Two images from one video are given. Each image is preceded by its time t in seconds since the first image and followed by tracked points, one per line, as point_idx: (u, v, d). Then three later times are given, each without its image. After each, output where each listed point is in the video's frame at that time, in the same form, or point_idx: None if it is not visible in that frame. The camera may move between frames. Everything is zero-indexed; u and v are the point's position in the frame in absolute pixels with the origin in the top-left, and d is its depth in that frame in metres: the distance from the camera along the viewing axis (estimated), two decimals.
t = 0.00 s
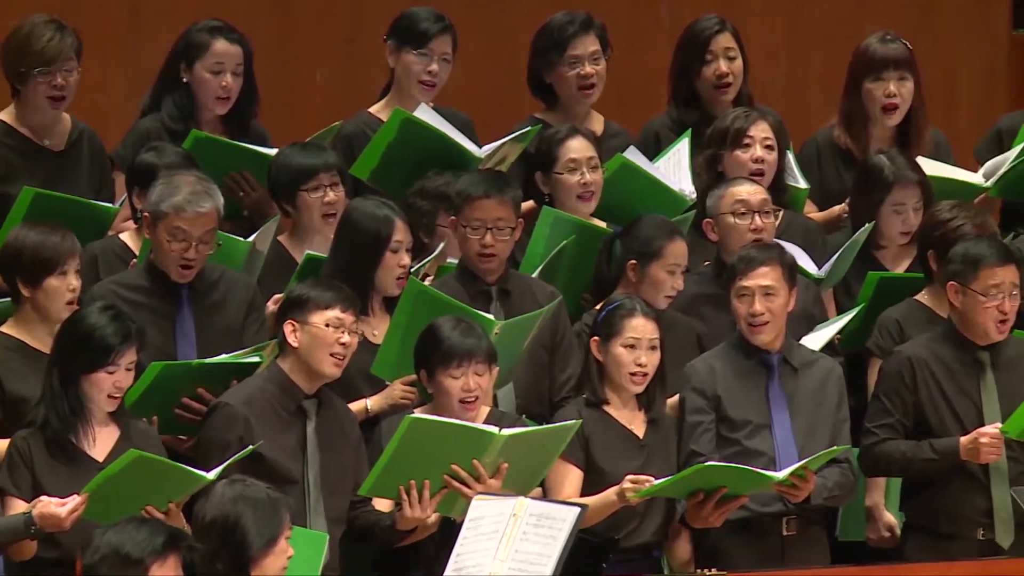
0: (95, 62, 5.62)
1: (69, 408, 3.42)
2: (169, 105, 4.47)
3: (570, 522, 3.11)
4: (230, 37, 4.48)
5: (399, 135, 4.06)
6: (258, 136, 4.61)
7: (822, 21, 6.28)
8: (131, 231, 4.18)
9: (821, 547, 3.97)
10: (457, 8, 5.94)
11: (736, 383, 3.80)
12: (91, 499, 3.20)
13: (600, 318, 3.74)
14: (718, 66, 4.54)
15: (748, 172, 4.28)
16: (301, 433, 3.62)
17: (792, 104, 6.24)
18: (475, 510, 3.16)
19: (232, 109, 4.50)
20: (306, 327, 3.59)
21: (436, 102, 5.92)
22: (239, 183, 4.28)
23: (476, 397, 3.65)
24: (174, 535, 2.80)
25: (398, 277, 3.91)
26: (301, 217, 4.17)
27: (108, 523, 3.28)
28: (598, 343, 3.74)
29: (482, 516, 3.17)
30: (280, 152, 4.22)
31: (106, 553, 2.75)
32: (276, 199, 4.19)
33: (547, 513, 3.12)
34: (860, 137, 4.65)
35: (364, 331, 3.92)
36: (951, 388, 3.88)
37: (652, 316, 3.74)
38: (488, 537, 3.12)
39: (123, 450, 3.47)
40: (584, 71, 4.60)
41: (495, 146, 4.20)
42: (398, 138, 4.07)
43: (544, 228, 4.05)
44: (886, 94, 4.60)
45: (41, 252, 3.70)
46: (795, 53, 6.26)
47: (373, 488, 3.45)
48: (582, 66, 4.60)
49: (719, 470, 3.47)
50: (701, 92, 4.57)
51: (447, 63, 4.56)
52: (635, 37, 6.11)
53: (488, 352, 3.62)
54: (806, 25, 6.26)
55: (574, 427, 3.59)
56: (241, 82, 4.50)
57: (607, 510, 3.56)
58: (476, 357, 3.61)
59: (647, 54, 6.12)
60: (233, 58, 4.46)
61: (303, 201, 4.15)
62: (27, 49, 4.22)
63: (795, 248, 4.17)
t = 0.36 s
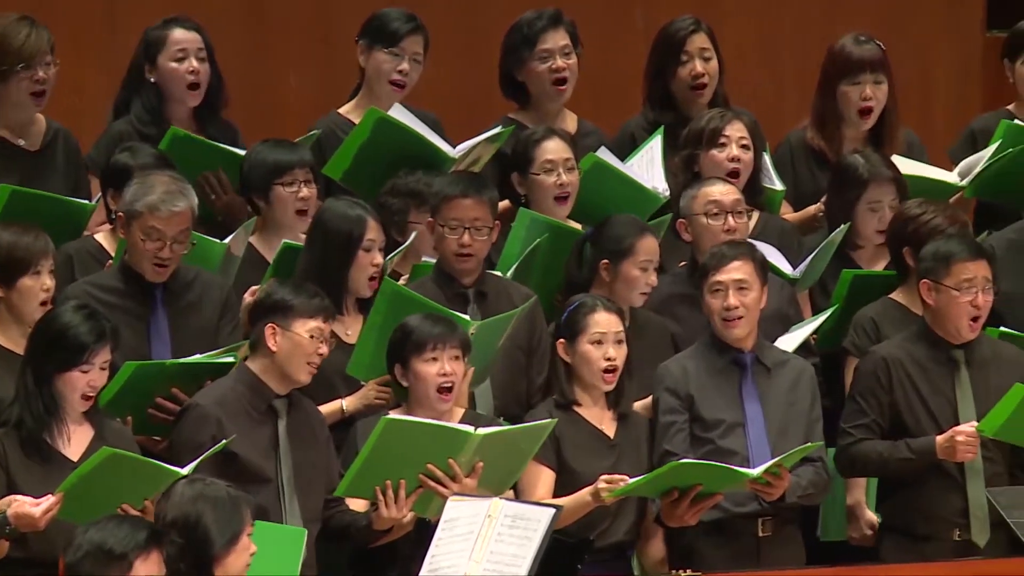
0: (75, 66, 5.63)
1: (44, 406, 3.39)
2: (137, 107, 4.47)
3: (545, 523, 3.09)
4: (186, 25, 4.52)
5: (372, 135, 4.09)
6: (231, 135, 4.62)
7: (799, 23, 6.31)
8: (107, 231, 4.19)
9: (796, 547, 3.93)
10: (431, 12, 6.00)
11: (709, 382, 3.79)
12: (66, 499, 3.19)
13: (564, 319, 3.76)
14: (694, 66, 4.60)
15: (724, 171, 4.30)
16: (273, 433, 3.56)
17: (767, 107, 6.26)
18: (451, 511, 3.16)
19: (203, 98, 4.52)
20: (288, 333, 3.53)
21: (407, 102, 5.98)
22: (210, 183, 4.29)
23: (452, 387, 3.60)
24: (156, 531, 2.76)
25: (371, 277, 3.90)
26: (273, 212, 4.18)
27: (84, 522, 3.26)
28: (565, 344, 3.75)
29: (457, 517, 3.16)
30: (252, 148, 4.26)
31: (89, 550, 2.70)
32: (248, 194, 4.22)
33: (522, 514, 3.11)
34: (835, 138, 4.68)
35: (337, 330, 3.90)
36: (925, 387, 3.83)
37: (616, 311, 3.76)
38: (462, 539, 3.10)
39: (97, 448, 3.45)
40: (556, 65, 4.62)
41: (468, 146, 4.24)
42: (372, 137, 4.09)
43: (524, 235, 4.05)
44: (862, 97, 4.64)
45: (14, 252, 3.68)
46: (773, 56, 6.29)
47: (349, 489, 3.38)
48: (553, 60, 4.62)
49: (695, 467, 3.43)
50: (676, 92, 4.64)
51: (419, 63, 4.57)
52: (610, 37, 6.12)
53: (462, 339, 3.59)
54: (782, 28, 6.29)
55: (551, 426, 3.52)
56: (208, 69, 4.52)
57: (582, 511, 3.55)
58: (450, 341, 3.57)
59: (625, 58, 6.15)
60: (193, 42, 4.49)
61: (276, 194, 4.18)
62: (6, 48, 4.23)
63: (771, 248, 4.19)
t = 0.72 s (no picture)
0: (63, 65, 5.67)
1: (23, 411, 3.37)
2: (116, 110, 4.47)
3: (528, 524, 3.07)
4: (162, 26, 4.53)
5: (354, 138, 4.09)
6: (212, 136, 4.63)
7: (787, 25, 6.32)
8: (89, 232, 4.17)
9: (779, 548, 3.93)
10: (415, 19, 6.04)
11: (691, 383, 3.78)
12: (48, 501, 3.15)
13: (539, 324, 3.76)
14: (676, 65, 4.68)
15: (707, 175, 4.32)
16: (250, 434, 3.55)
17: (752, 108, 6.27)
18: (434, 513, 3.14)
19: (182, 98, 4.54)
20: (266, 333, 3.53)
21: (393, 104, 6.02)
22: (186, 193, 4.28)
23: (434, 382, 3.58)
24: (142, 532, 2.74)
25: (347, 276, 3.90)
26: (258, 212, 4.18)
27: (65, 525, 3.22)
28: (542, 349, 3.75)
29: (440, 518, 3.15)
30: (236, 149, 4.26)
31: (75, 551, 2.69)
32: (233, 195, 4.21)
33: (504, 515, 3.10)
34: (818, 138, 4.70)
35: (314, 329, 3.89)
36: (907, 387, 3.81)
37: (590, 313, 3.77)
38: (446, 541, 3.09)
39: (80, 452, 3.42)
40: (550, 76, 4.65)
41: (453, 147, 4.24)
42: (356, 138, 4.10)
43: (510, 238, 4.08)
44: (855, 107, 4.66)
45: None
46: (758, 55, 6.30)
47: (330, 492, 3.35)
48: (548, 71, 4.64)
49: (681, 471, 3.42)
50: (661, 94, 4.72)
51: (398, 64, 4.59)
52: (600, 46, 6.17)
53: (444, 335, 3.59)
54: (769, 29, 6.30)
55: (533, 426, 3.49)
56: (187, 69, 4.54)
57: (563, 514, 3.55)
58: (432, 337, 3.57)
59: (610, 58, 6.18)
60: (170, 43, 4.50)
61: (258, 196, 4.17)
62: None
63: (752, 246, 4.21)
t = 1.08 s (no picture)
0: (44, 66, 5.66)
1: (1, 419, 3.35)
2: (95, 113, 4.46)
3: (512, 525, 3.06)
4: (143, 28, 4.51)
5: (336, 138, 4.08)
6: (193, 138, 4.62)
7: (770, 29, 6.34)
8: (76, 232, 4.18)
9: (761, 551, 3.93)
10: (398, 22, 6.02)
11: (671, 386, 3.78)
12: (30, 507, 3.13)
13: (516, 329, 3.75)
14: (658, 67, 4.68)
15: (691, 180, 4.33)
16: (231, 436, 3.53)
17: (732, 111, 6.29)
18: (416, 515, 3.13)
19: (161, 100, 4.52)
20: (245, 333, 3.52)
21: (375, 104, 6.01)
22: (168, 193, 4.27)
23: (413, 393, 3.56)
24: (127, 531, 2.74)
25: (327, 270, 3.88)
26: (237, 221, 4.18)
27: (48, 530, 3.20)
28: (519, 354, 3.74)
29: (423, 520, 3.14)
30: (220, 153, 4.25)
31: (60, 551, 2.69)
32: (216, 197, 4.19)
33: (488, 517, 3.09)
34: (800, 139, 4.70)
35: (295, 328, 3.86)
36: (889, 389, 3.82)
37: (568, 318, 3.77)
38: (429, 543, 3.09)
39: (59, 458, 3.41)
40: (544, 83, 4.66)
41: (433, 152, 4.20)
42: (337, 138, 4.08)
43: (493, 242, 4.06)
44: (839, 110, 4.67)
45: None
46: (739, 58, 6.31)
47: (313, 494, 3.34)
48: (543, 77, 4.65)
49: (661, 470, 3.41)
50: (643, 95, 4.72)
51: (376, 67, 4.57)
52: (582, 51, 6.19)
53: (423, 343, 3.55)
54: (749, 33, 6.32)
55: (516, 427, 3.48)
56: (166, 71, 4.52)
57: (547, 517, 3.54)
58: (412, 347, 3.54)
59: (590, 58, 6.20)
60: (150, 46, 4.48)
61: (240, 204, 4.17)
62: None
63: (733, 244, 4.20)
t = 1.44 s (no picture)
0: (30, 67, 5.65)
1: None
2: (82, 114, 4.45)
3: (500, 530, 3.08)
4: (132, 32, 4.50)
5: (323, 138, 4.07)
6: (180, 140, 4.62)
7: (756, 31, 6.36)
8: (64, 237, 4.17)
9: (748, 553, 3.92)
10: (386, 26, 6.03)
11: (659, 389, 3.78)
12: (20, 507, 3.13)
13: (503, 332, 3.74)
14: (645, 70, 4.69)
15: (680, 184, 4.35)
16: (219, 439, 3.52)
17: (719, 112, 6.31)
18: (404, 517, 3.10)
19: (148, 102, 4.50)
20: (229, 335, 3.51)
21: (362, 108, 6.00)
22: (157, 196, 4.27)
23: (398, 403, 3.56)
24: (120, 530, 2.74)
25: (317, 272, 3.86)
26: (226, 228, 4.19)
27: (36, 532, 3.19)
28: (507, 356, 3.73)
29: (410, 523, 3.11)
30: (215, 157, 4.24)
31: (53, 551, 2.67)
32: (211, 199, 4.20)
33: (475, 520, 3.10)
34: (787, 141, 4.72)
35: (282, 332, 3.85)
36: (878, 394, 3.83)
37: (553, 321, 3.76)
38: (417, 546, 3.06)
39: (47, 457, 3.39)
40: (531, 83, 4.66)
41: (416, 154, 4.19)
42: (323, 140, 4.08)
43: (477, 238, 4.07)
44: (822, 106, 4.68)
45: None
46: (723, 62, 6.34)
47: (300, 498, 3.33)
48: (529, 78, 4.65)
49: (651, 475, 3.42)
50: (630, 96, 4.72)
51: (364, 73, 4.57)
52: (570, 55, 6.20)
53: (410, 355, 3.53)
54: (732, 37, 6.34)
55: (503, 430, 3.47)
56: (152, 74, 4.51)
57: (534, 521, 3.54)
58: (399, 359, 3.52)
59: (576, 59, 6.21)
60: (137, 49, 4.46)
61: (238, 218, 4.17)
62: None
63: (721, 248, 4.21)
